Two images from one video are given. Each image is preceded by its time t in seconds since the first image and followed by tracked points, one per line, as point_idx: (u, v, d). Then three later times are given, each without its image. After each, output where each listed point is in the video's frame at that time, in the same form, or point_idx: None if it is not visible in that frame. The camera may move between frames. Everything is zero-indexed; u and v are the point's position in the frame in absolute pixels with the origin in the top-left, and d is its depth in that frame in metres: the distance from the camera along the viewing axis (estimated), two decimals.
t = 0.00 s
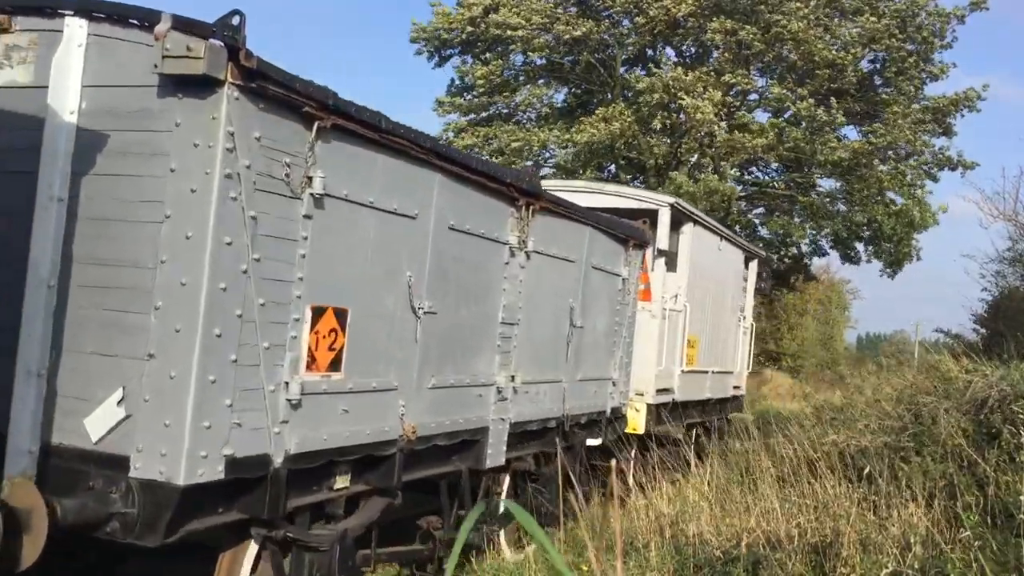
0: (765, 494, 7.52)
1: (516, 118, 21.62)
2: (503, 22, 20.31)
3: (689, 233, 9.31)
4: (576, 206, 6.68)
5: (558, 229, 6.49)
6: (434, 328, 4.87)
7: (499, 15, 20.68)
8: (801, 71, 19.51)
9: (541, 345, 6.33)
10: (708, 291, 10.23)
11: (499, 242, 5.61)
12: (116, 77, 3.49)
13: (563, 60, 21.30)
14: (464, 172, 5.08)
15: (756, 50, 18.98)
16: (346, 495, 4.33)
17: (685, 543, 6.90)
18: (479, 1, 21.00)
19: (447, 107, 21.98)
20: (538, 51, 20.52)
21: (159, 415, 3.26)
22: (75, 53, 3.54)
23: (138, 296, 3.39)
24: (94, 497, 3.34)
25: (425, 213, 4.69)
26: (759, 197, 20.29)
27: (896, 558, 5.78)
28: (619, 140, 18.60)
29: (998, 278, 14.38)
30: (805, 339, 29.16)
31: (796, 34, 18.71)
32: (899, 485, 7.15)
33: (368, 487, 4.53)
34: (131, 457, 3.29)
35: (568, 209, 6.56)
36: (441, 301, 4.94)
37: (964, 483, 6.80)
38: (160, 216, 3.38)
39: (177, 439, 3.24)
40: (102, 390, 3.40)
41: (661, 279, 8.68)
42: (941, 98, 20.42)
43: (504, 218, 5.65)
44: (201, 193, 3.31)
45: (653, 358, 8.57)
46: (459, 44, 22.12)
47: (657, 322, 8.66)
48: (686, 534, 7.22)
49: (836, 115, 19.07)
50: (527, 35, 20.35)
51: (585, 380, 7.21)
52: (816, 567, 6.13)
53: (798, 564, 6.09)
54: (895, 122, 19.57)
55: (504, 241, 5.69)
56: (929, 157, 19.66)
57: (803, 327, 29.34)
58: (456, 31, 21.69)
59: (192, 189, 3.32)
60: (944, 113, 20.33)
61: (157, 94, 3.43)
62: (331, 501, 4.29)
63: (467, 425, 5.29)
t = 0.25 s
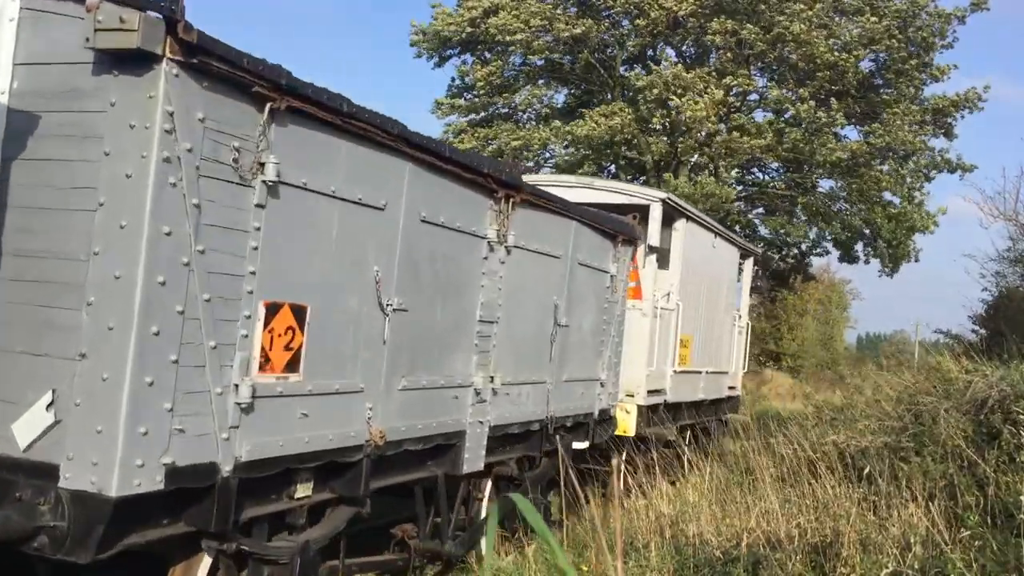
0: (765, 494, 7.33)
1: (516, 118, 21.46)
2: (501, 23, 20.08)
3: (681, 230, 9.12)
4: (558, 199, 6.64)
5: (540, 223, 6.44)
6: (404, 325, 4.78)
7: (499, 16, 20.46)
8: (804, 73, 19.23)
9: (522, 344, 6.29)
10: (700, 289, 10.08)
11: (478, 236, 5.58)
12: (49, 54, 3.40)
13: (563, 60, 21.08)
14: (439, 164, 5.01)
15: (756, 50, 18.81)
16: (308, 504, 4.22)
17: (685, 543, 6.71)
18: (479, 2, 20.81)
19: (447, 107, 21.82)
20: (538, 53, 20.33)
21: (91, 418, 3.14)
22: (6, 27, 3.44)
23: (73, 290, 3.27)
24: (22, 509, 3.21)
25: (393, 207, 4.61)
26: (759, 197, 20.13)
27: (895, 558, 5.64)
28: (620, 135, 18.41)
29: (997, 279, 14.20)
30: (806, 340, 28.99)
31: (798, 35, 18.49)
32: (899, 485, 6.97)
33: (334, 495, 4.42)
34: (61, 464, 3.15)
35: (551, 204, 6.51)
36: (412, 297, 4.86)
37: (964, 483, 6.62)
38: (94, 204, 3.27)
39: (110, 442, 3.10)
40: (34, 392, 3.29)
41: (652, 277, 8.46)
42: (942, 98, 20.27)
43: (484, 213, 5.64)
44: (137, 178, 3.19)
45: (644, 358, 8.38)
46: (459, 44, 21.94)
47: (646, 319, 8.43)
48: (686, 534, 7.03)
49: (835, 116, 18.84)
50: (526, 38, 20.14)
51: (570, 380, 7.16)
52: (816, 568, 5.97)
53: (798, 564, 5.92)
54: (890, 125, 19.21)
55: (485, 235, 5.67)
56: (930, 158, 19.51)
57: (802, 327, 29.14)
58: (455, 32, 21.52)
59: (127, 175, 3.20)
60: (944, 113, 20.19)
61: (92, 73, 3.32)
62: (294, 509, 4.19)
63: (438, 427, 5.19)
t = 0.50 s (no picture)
0: (764, 492, 7.17)
1: (515, 118, 21.33)
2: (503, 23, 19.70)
3: (674, 226, 9.05)
4: (543, 193, 6.50)
5: (524, 217, 6.33)
6: (371, 321, 4.64)
7: (497, 18, 20.20)
8: (805, 72, 19.01)
9: (505, 343, 6.17)
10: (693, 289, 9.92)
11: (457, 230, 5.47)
12: None
13: (562, 60, 20.93)
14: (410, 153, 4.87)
15: (756, 50, 18.57)
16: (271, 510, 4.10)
17: (684, 543, 6.55)
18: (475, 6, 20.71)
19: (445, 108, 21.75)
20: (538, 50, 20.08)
21: (19, 427, 2.94)
22: None
23: (1, 284, 3.06)
24: None
25: (357, 198, 4.45)
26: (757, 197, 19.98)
27: (896, 558, 5.60)
28: (618, 130, 18.29)
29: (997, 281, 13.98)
30: (807, 343, 28.78)
31: (801, 37, 18.31)
32: (900, 485, 7.01)
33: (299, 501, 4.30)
34: None
35: (537, 198, 6.39)
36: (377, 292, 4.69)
37: (966, 484, 6.66)
38: (23, 189, 3.08)
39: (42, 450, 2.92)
40: None
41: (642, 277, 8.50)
42: (943, 99, 20.10)
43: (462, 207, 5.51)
44: (70, 160, 3.02)
45: (636, 358, 8.35)
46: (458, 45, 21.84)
47: (638, 317, 8.45)
48: (685, 534, 6.88)
49: (833, 117, 18.66)
50: (527, 36, 19.88)
51: (555, 380, 7.01)
52: (817, 568, 5.83)
53: (799, 565, 5.80)
54: (891, 128, 19.04)
55: (462, 229, 5.54)
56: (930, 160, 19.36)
57: (803, 327, 28.97)
58: (455, 33, 21.42)
59: (61, 158, 3.03)
60: (945, 114, 20.06)
61: (23, 48, 3.16)
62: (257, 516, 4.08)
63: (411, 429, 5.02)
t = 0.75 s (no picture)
0: (766, 494, 8.08)
1: (516, 117, 22.36)
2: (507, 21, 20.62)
3: (665, 222, 9.70)
4: (536, 188, 6.51)
5: (511, 211, 6.21)
6: (371, 325, 4.71)
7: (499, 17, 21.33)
8: (806, 75, 19.96)
9: (482, 343, 5.95)
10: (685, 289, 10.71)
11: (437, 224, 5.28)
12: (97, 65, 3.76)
13: (563, 60, 22.02)
14: (398, 149, 4.80)
15: (760, 48, 19.44)
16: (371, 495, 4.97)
17: (686, 542, 7.47)
18: (478, 6, 21.80)
19: (448, 108, 22.85)
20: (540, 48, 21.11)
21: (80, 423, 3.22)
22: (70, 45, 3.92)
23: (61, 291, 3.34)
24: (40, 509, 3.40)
25: (363, 202, 4.54)
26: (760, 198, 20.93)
27: (896, 558, 6.52)
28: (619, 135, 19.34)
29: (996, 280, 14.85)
30: (805, 338, 29.80)
31: (805, 37, 19.09)
32: (900, 484, 7.98)
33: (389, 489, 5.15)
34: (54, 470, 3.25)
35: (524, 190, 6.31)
36: (390, 294, 4.86)
37: (965, 484, 7.58)
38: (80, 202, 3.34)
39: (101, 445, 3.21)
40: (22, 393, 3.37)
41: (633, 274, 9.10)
42: (943, 100, 21.12)
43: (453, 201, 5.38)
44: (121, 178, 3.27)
45: (629, 354, 8.85)
46: (461, 46, 22.82)
47: (628, 314, 8.91)
48: (685, 534, 7.81)
49: (839, 121, 19.83)
50: (530, 33, 20.79)
51: (544, 380, 6.96)
52: (816, 567, 6.73)
53: (798, 565, 6.68)
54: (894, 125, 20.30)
55: (437, 221, 5.29)
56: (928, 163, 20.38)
57: (802, 327, 30.00)
58: (458, 33, 22.38)
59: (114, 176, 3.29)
60: (944, 115, 21.06)
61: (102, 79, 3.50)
62: (356, 494, 4.94)
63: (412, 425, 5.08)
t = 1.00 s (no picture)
0: (766, 495, 8.01)
1: (516, 116, 22.31)
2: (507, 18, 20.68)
3: (657, 217, 9.62)
4: (515, 180, 6.34)
5: (488, 206, 6.02)
6: (334, 322, 4.47)
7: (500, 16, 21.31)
8: (807, 74, 19.87)
9: (463, 343, 5.85)
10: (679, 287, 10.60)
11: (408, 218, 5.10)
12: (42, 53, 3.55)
13: (563, 60, 21.97)
14: (361, 135, 4.58)
15: (761, 48, 19.47)
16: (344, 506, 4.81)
17: (686, 542, 7.41)
18: (478, 6, 21.74)
19: (448, 108, 22.80)
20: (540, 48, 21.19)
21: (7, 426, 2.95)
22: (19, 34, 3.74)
23: None
24: None
25: (324, 192, 4.29)
26: (761, 197, 21.11)
27: (896, 558, 6.45)
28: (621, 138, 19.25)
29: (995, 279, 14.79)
30: (805, 338, 29.72)
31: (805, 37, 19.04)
32: (900, 484, 7.92)
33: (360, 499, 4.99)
34: None
35: (501, 184, 6.14)
36: (355, 290, 4.65)
37: (965, 484, 7.52)
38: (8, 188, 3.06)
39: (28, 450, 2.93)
40: None
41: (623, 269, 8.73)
42: (942, 100, 21.05)
43: (423, 195, 5.23)
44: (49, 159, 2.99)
45: (619, 352, 8.69)
46: (461, 46, 22.72)
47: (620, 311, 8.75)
48: (685, 534, 7.75)
49: (844, 121, 19.75)
50: (529, 31, 20.95)
51: (526, 380, 6.82)
52: (816, 567, 6.67)
53: (799, 565, 6.62)
54: (896, 128, 20.23)
55: (412, 214, 5.13)
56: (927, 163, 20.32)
57: (803, 327, 29.92)
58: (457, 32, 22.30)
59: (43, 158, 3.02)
60: (944, 116, 20.98)
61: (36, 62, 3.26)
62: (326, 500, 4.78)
63: (385, 427, 4.95)
